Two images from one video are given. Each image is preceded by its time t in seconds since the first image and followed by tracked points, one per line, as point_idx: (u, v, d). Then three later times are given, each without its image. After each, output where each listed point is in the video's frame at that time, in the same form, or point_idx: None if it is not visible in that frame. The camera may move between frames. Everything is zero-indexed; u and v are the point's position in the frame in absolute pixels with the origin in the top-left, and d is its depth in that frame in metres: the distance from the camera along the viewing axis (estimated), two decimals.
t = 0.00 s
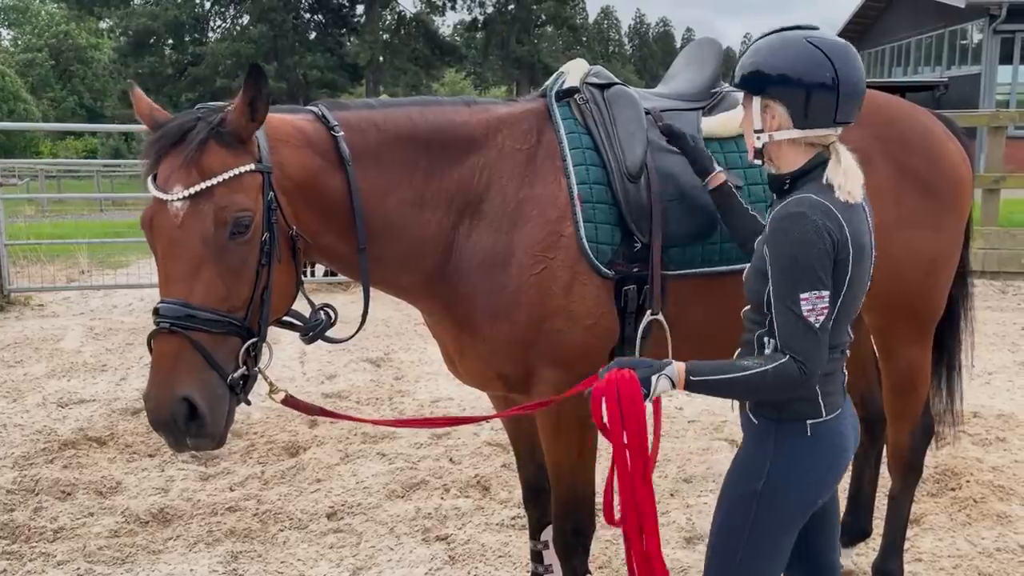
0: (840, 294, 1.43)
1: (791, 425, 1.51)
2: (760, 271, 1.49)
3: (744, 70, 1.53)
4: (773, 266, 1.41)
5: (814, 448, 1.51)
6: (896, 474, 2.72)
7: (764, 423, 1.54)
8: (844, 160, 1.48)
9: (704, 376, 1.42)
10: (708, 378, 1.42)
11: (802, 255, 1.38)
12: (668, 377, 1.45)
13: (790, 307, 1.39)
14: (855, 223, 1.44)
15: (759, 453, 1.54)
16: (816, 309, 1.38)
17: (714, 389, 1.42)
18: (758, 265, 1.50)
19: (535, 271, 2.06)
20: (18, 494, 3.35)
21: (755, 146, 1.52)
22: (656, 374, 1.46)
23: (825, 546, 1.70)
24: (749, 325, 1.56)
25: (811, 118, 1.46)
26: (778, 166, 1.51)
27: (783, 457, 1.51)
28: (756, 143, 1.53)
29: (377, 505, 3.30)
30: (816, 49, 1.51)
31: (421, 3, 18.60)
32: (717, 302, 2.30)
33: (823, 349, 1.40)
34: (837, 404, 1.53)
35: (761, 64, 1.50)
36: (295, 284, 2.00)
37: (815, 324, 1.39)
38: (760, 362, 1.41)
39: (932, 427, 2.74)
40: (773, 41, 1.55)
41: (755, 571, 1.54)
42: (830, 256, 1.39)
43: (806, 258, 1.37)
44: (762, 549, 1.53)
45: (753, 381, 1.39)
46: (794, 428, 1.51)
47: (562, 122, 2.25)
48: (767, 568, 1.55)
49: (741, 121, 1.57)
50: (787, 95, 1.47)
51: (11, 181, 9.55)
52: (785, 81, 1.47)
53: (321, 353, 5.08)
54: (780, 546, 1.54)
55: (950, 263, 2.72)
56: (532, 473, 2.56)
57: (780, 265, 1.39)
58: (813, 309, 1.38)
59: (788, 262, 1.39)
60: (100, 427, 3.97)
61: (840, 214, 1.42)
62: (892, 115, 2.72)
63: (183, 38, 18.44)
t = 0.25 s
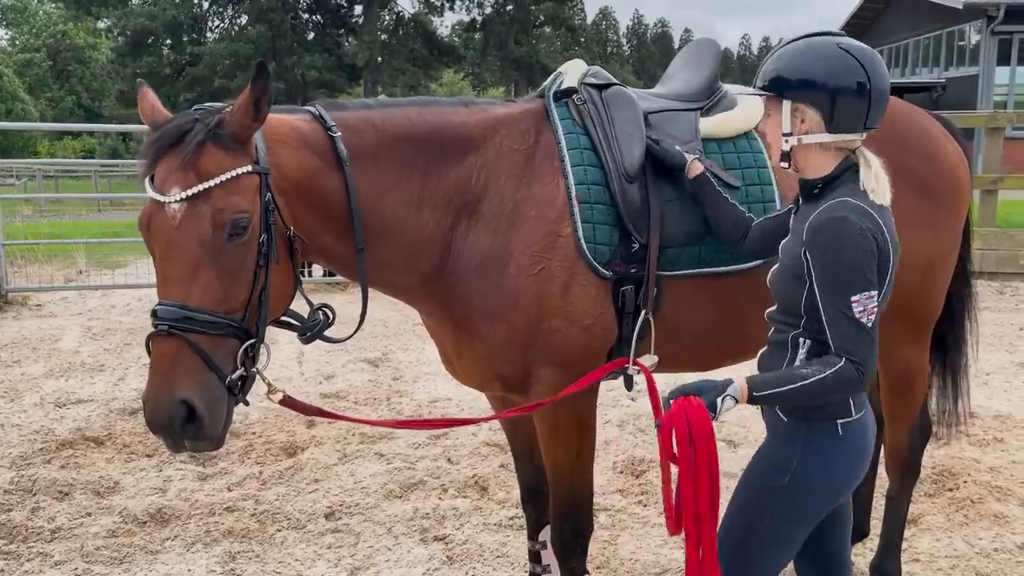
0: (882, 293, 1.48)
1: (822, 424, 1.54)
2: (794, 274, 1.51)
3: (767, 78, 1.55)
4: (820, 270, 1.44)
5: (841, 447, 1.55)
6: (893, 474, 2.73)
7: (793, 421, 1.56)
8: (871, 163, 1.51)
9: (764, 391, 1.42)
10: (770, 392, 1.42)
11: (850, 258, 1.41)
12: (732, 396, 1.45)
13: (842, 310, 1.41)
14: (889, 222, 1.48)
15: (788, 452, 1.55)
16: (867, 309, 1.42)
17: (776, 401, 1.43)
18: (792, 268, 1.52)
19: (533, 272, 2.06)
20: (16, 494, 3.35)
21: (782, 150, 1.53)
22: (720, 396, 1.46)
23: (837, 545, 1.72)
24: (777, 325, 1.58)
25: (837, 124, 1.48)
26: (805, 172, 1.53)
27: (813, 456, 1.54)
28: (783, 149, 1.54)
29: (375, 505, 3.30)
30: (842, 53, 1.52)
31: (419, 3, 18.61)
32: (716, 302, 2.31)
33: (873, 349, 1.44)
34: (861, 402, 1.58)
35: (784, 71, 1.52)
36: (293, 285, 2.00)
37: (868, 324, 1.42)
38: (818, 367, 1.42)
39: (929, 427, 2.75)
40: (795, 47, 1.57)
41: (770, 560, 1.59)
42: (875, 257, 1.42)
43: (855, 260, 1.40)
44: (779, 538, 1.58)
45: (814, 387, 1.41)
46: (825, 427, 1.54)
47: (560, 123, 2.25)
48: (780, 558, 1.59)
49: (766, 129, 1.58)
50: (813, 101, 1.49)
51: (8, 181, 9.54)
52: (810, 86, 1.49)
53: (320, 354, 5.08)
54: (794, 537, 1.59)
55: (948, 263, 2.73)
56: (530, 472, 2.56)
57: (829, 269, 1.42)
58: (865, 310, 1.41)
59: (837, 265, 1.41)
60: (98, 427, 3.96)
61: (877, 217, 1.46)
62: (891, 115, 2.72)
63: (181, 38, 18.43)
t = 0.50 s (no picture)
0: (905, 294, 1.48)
1: (839, 425, 1.57)
2: (818, 269, 1.53)
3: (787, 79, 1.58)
4: (847, 267, 1.44)
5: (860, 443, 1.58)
6: (891, 475, 2.73)
7: (813, 423, 1.58)
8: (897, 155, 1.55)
9: (791, 386, 1.45)
10: (798, 388, 1.44)
11: (877, 255, 1.41)
12: (759, 391, 1.47)
13: (871, 307, 1.41)
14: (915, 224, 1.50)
15: (808, 457, 1.58)
16: (895, 308, 1.42)
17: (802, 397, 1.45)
18: (818, 263, 1.53)
19: (529, 273, 2.06)
20: (14, 494, 3.35)
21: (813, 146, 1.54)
22: (748, 391, 1.48)
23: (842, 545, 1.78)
24: (796, 325, 1.62)
25: (868, 120, 1.50)
26: (834, 168, 1.55)
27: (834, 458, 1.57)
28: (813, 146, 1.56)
29: (372, 505, 3.30)
30: (867, 48, 1.55)
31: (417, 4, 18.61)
32: (718, 303, 2.32)
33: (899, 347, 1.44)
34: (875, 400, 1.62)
35: (804, 70, 1.55)
36: (290, 286, 2.00)
37: (894, 322, 1.43)
38: (845, 365, 1.43)
39: (926, 428, 2.76)
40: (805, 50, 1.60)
41: (810, 560, 1.62)
42: (904, 256, 1.43)
43: (883, 257, 1.41)
44: (813, 539, 1.61)
45: (841, 386, 1.42)
46: (844, 427, 1.57)
47: (557, 124, 2.26)
48: (818, 556, 1.63)
49: (792, 128, 1.60)
50: (838, 96, 1.51)
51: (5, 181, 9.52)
52: (831, 82, 1.51)
53: (318, 354, 5.08)
54: (828, 536, 1.62)
55: (945, 265, 2.73)
56: (528, 473, 2.56)
57: (858, 265, 1.42)
58: (893, 308, 1.41)
59: (866, 261, 1.42)
60: (96, 427, 3.96)
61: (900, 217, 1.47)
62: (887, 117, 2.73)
63: (179, 38, 18.42)
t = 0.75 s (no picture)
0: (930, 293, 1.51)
1: (880, 421, 1.57)
2: (848, 264, 1.53)
3: (848, 69, 1.51)
4: (885, 259, 1.45)
5: (900, 436, 1.59)
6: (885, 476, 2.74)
7: (854, 424, 1.57)
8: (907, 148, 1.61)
9: (822, 376, 1.44)
10: (828, 376, 1.43)
11: (915, 249, 1.43)
12: (788, 378, 1.45)
13: (909, 304, 1.42)
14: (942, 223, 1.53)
15: (853, 458, 1.56)
16: (930, 306, 1.44)
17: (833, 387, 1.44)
18: (849, 257, 1.53)
19: (525, 273, 2.07)
20: (11, 495, 3.35)
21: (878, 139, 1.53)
22: (776, 377, 1.46)
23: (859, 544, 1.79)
24: (815, 325, 1.61)
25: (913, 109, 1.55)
26: (879, 162, 1.55)
27: (881, 454, 1.56)
28: (874, 140, 1.53)
29: (370, 506, 3.30)
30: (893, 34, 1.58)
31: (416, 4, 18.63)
32: (717, 304, 2.32)
33: (929, 345, 1.46)
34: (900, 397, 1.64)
35: (866, 62, 1.50)
36: (286, 288, 2.00)
37: (927, 320, 1.44)
38: (874, 360, 1.43)
39: (921, 430, 2.76)
40: (842, 40, 1.54)
41: (864, 563, 1.60)
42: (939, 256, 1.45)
43: (921, 253, 1.43)
44: (865, 540, 1.59)
45: (867, 378, 1.42)
46: (883, 422, 1.57)
47: (553, 125, 2.26)
48: (871, 557, 1.60)
49: (844, 121, 1.54)
50: (895, 88, 1.52)
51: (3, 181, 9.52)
52: (895, 74, 1.50)
53: (315, 355, 5.08)
54: (878, 537, 1.60)
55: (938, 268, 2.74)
56: (524, 474, 2.57)
57: (897, 262, 1.43)
58: (928, 306, 1.43)
59: (902, 256, 1.43)
60: (93, 428, 3.96)
61: (942, 211, 1.48)
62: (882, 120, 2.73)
63: (177, 39, 18.42)
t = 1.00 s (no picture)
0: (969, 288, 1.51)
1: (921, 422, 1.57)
2: (884, 269, 1.51)
3: (888, 76, 1.49)
4: (925, 263, 1.45)
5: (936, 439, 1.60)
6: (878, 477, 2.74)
7: (896, 428, 1.55)
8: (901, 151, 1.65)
9: (891, 393, 1.43)
10: (894, 395, 1.43)
11: (957, 249, 1.43)
12: (860, 401, 1.43)
13: (961, 301, 1.42)
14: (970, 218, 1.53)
15: (895, 460, 1.55)
16: (979, 301, 1.44)
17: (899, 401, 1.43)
18: (882, 262, 1.51)
19: (520, 275, 2.07)
20: (6, 496, 3.34)
21: (905, 142, 1.54)
22: (849, 401, 1.43)
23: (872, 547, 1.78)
24: (842, 331, 1.60)
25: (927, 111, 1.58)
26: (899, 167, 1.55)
27: (923, 455, 1.56)
28: (901, 146, 1.54)
29: (366, 507, 3.30)
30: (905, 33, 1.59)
31: (413, 5, 18.66)
32: (714, 306, 2.33)
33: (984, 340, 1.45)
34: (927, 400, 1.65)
35: (904, 69, 1.50)
36: (290, 286, 2.00)
37: (978, 317, 1.44)
38: (936, 365, 1.42)
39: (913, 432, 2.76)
40: (877, 44, 1.52)
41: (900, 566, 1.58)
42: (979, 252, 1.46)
43: (963, 251, 1.43)
44: (903, 544, 1.57)
45: (932, 385, 1.42)
46: (921, 424, 1.57)
47: (549, 127, 2.26)
48: (906, 561, 1.58)
49: (877, 128, 1.52)
50: (919, 94, 1.54)
51: None
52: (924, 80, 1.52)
53: (311, 356, 5.08)
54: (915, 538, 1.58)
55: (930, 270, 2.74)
56: (520, 475, 2.57)
57: (941, 261, 1.43)
58: (978, 302, 1.43)
59: (943, 258, 1.43)
60: (88, 429, 3.95)
61: (967, 204, 1.48)
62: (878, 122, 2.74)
63: (173, 39, 18.43)
